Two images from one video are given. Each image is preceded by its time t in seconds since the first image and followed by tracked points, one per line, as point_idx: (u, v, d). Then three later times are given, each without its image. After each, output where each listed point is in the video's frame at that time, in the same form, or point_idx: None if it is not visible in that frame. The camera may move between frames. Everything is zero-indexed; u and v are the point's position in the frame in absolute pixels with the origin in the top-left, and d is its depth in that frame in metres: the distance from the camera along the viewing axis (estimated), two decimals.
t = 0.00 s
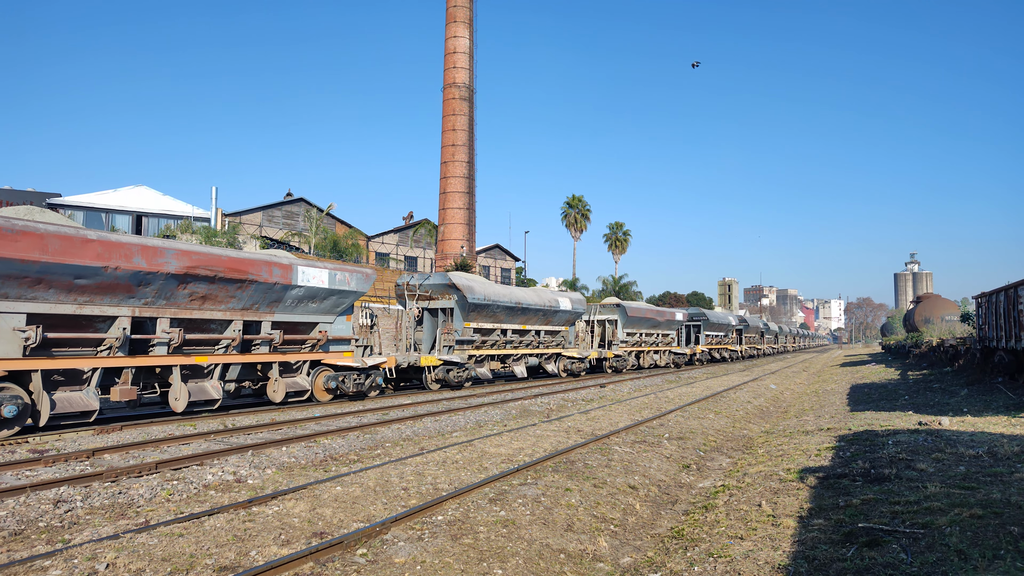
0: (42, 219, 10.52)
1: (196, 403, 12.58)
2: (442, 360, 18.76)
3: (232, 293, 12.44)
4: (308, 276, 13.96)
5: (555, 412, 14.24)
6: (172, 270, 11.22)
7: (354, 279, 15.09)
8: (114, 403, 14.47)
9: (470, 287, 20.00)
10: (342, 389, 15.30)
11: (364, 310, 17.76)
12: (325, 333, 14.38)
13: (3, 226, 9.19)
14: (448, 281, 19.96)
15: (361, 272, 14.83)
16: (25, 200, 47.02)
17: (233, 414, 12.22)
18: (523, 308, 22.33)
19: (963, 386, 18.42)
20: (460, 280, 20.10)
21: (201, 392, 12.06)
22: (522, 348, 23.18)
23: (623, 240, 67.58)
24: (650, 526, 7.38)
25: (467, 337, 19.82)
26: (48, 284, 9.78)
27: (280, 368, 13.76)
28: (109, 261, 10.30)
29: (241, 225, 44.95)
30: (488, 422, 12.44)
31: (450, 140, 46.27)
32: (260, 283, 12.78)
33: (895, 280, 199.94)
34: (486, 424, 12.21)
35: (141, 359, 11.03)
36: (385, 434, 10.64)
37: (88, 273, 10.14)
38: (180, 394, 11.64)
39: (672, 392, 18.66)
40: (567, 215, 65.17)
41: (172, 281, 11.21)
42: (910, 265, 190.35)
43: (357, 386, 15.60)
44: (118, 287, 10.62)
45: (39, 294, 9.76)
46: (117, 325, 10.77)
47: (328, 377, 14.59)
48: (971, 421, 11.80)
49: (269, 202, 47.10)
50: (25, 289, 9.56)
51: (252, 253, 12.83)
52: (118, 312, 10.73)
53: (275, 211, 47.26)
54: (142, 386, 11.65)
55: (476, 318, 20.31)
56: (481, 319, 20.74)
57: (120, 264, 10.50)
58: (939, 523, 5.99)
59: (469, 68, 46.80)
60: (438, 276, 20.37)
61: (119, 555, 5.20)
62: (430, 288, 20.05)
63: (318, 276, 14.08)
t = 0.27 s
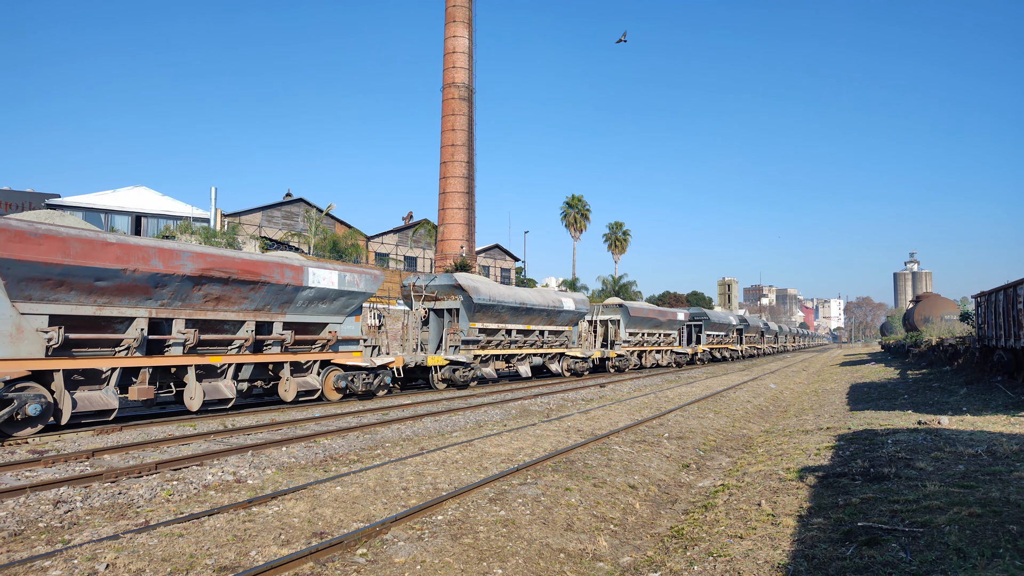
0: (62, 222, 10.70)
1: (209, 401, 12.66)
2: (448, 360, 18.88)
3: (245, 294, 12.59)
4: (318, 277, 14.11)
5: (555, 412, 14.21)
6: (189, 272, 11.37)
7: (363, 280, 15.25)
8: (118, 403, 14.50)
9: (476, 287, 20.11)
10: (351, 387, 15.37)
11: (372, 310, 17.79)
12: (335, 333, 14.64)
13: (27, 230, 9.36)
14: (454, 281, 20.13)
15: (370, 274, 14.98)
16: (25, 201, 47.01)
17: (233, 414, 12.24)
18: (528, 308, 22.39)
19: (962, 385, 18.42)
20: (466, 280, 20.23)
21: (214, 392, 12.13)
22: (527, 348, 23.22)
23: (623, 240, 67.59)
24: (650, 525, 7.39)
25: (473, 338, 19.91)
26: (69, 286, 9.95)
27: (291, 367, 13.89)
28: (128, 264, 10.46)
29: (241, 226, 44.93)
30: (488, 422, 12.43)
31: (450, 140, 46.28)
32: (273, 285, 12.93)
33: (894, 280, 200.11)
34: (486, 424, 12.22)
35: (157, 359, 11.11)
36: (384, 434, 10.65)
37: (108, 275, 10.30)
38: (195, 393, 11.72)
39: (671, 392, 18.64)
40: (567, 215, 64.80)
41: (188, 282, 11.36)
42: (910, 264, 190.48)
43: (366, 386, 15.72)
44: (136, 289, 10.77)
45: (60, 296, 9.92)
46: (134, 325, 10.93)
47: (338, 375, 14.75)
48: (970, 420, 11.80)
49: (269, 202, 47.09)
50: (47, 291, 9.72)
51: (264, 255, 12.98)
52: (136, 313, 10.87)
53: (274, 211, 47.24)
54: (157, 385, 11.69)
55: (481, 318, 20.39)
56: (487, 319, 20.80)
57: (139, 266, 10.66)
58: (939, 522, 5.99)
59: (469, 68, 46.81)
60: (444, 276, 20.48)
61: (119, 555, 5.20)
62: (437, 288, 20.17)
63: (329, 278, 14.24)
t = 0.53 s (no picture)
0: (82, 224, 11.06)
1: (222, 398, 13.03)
2: (454, 359, 19.00)
3: (257, 294, 12.91)
4: (327, 277, 14.45)
5: (554, 412, 14.19)
6: (203, 272, 11.71)
7: (370, 281, 15.58)
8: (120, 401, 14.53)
9: (481, 287, 20.19)
10: (359, 386, 15.59)
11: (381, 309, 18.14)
12: (343, 333, 15.01)
13: (50, 231, 9.70)
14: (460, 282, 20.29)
15: (378, 274, 15.33)
16: (24, 199, 46.96)
17: (230, 413, 12.08)
18: (533, 308, 22.43)
19: (961, 386, 18.42)
20: (472, 280, 20.36)
21: (227, 389, 12.48)
22: (531, 348, 23.24)
23: (623, 241, 67.59)
24: (649, 526, 7.39)
25: (478, 337, 20.04)
26: (90, 286, 10.28)
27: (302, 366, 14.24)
28: (146, 264, 10.80)
29: (241, 225, 44.91)
30: (488, 422, 12.41)
31: (450, 140, 46.30)
32: (284, 284, 13.28)
33: (894, 281, 200.14)
34: (485, 423, 12.22)
35: (173, 356, 11.43)
36: (384, 434, 10.63)
37: (127, 274, 10.64)
38: (209, 390, 12.05)
39: (671, 392, 18.63)
40: (567, 215, 65.08)
41: (203, 282, 11.70)
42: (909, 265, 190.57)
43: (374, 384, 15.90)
44: (153, 288, 11.10)
45: (81, 295, 10.25)
46: (151, 324, 11.22)
47: (348, 373, 15.07)
48: (969, 421, 11.80)
49: (269, 202, 47.07)
50: (69, 290, 10.06)
51: (275, 256, 13.33)
52: (153, 312, 11.19)
53: (274, 210, 47.23)
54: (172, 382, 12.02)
55: (487, 318, 20.44)
56: (492, 319, 20.84)
57: (156, 266, 11.01)
58: (938, 524, 6.00)
59: (469, 68, 46.82)
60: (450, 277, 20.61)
61: (118, 554, 5.19)
62: (443, 289, 20.29)
63: (338, 278, 14.60)
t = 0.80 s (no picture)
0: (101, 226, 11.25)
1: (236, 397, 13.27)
2: (460, 358, 19.10)
3: (270, 295, 13.14)
4: (337, 279, 14.71)
5: (554, 412, 14.17)
6: (218, 274, 11.93)
7: (379, 282, 15.84)
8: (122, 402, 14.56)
9: (487, 288, 20.21)
10: (368, 385, 15.86)
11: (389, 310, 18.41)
12: (353, 333, 15.28)
13: (73, 234, 9.91)
14: (466, 283, 20.28)
15: (385, 275, 15.59)
16: (24, 200, 46.93)
17: (231, 413, 12.12)
18: (537, 308, 22.47)
19: (961, 385, 18.41)
20: (477, 281, 20.38)
21: (241, 388, 12.71)
22: (535, 347, 23.27)
23: (622, 240, 67.61)
24: (649, 525, 7.39)
25: (484, 337, 20.06)
26: (110, 287, 10.50)
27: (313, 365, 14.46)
28: (164, 266, 11.02)
29: (241, 225, 44.88)
30: (488, 422, 12.40)
31: (450, 140, 46.30)
32: (296, 285, 13.51)
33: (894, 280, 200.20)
34: (485, 423, 12.23)
35: (189, 356, 11.63)
36: (384, 434, 10.62)
37: (145, 276, 10.85)
38: (223, 389, 12.33)
39: (671, 392, 18.62)
40: (567, 215, 65.04)
41: (218, 283, 11.91)
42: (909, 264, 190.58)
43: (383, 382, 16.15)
44: (170, 290, 11.31)
45: (101, 296, 10.46)
46: (168, 324, 11.44)
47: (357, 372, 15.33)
48: (969, 420, 11.79)
49: (269, 202, 47.08)
50: (90, 292, 10.28)
51: (287, 257, 13.55)
52: (169, 313, 11.41)
53: (274, 210, 47.23)
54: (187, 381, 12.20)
55: (492, 318, 20.46)
56: (497, 319, 20.86)
57: (174, 268, 11.22)
58: (939, 523, 5.99)
59: (468, 67, 46.81)
60: (455, 277, 20.60)
61: (118, 555, 5.19)
62: (449, 289, 20.30)
63: (347, 279, 14.85)
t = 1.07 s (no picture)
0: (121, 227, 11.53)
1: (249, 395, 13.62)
2: (465, 358, 19.17)
3: (282, 295, 13.38)
4: (348, 279, 14.92)
5: (553, 412, 14.19)
6: (232, 275, 12.18)
7: (388, 283, 16.02)
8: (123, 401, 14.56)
9: (492, 288, 20.25)
10: (376, 385, 16.14)
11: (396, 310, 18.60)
12: (361, 333, 15.42)
13: (93, 236, 10.20)
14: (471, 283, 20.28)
15: (394, 276, 15.77)
16: (23, 199, 46.84)
17: (229, 413, 12.07)
18: (542, 309, 22.47)
19: (960, 386, 18.43)
20: (482, 282, 20.40)
21: (253, 387, 13.03)
22: (539, 348, 23.28)
23: (622, 240, 67.60)
24: (648, 526, 7.38)
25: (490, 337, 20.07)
26: (128, 288, 10.79)
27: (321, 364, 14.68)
28: (180, 267, 11.29)
29: (240, 225, 44.85)
30: (487, 422, 12.40)
31: (450, 140, 46.29)
32: (308, 286, 13.74)
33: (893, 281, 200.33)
34: (485, 423, 12.23)
35: (203, 355, 11.92)
36: (383, 434, 10.61)
37: (162, 277, 11.13)
38: (236, 387, 12.65)
39: (670, 392, 18.64)
40: (567, 215, 65.06)
41: (231, 284, 12.16)
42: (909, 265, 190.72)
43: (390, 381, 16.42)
44: (185, 291, 11.57)
45: (120, 297, 10.76)
46: (183, 324, 11.73)
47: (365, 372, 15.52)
48: (968, 421, 11.80)
49: (268, 201, 47.06)
50: (110, 293, 10.57)
51: (299, 259, 13.77)
52: (184, 313, 11.67)
53: (273, 210, 47.20)
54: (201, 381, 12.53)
55: (497, 318, 20.46)
56: (502, 319, 20.87)
57: (189, 269, 11.49)
58: (938, 524, 5.99)
59: (468, 68, 46.79)
60: (461, 278, 20.64)
61: (116, 555, 5.18)
62: (454, 290, 20.35)
63: (357, 280, 15.06)
